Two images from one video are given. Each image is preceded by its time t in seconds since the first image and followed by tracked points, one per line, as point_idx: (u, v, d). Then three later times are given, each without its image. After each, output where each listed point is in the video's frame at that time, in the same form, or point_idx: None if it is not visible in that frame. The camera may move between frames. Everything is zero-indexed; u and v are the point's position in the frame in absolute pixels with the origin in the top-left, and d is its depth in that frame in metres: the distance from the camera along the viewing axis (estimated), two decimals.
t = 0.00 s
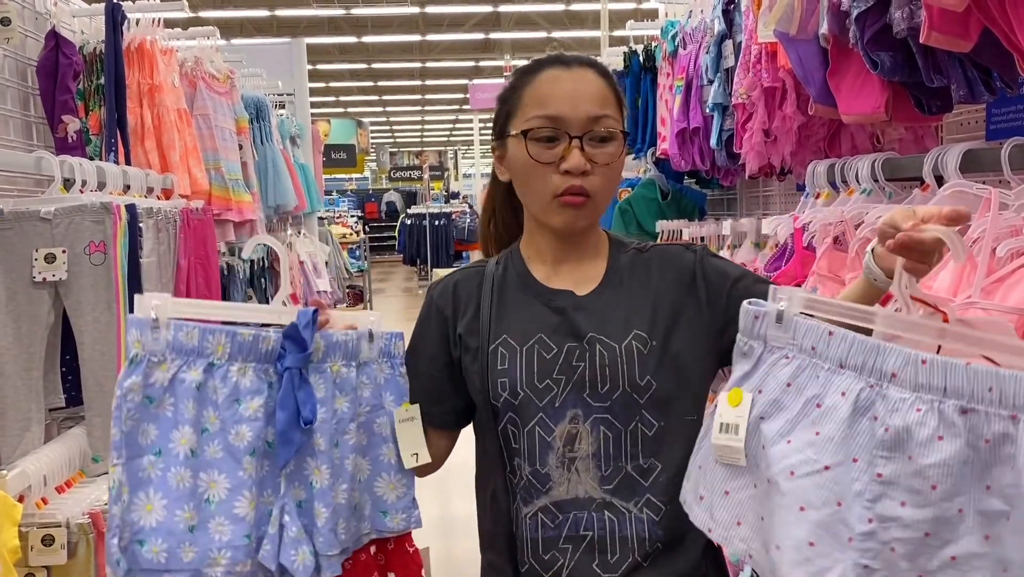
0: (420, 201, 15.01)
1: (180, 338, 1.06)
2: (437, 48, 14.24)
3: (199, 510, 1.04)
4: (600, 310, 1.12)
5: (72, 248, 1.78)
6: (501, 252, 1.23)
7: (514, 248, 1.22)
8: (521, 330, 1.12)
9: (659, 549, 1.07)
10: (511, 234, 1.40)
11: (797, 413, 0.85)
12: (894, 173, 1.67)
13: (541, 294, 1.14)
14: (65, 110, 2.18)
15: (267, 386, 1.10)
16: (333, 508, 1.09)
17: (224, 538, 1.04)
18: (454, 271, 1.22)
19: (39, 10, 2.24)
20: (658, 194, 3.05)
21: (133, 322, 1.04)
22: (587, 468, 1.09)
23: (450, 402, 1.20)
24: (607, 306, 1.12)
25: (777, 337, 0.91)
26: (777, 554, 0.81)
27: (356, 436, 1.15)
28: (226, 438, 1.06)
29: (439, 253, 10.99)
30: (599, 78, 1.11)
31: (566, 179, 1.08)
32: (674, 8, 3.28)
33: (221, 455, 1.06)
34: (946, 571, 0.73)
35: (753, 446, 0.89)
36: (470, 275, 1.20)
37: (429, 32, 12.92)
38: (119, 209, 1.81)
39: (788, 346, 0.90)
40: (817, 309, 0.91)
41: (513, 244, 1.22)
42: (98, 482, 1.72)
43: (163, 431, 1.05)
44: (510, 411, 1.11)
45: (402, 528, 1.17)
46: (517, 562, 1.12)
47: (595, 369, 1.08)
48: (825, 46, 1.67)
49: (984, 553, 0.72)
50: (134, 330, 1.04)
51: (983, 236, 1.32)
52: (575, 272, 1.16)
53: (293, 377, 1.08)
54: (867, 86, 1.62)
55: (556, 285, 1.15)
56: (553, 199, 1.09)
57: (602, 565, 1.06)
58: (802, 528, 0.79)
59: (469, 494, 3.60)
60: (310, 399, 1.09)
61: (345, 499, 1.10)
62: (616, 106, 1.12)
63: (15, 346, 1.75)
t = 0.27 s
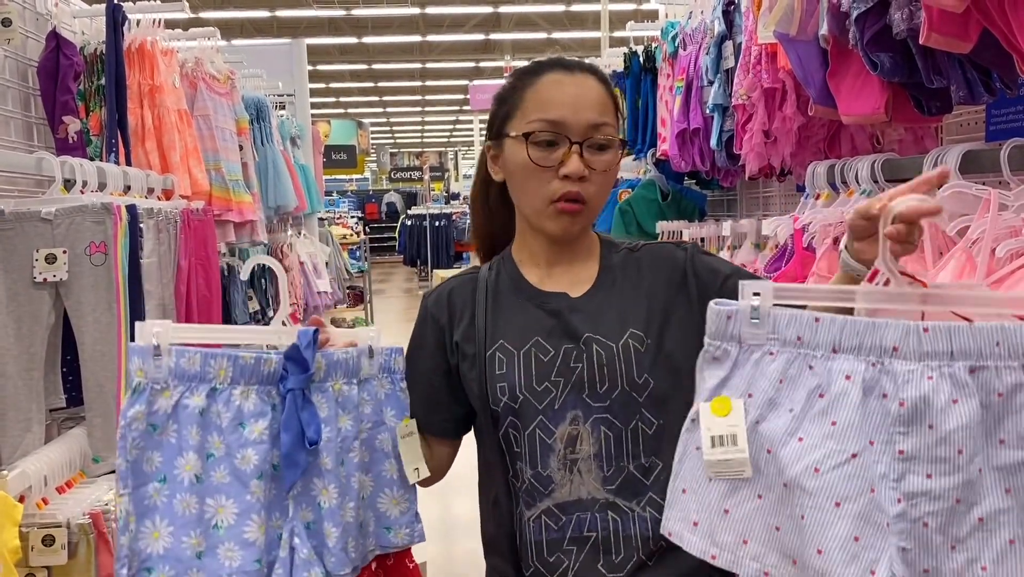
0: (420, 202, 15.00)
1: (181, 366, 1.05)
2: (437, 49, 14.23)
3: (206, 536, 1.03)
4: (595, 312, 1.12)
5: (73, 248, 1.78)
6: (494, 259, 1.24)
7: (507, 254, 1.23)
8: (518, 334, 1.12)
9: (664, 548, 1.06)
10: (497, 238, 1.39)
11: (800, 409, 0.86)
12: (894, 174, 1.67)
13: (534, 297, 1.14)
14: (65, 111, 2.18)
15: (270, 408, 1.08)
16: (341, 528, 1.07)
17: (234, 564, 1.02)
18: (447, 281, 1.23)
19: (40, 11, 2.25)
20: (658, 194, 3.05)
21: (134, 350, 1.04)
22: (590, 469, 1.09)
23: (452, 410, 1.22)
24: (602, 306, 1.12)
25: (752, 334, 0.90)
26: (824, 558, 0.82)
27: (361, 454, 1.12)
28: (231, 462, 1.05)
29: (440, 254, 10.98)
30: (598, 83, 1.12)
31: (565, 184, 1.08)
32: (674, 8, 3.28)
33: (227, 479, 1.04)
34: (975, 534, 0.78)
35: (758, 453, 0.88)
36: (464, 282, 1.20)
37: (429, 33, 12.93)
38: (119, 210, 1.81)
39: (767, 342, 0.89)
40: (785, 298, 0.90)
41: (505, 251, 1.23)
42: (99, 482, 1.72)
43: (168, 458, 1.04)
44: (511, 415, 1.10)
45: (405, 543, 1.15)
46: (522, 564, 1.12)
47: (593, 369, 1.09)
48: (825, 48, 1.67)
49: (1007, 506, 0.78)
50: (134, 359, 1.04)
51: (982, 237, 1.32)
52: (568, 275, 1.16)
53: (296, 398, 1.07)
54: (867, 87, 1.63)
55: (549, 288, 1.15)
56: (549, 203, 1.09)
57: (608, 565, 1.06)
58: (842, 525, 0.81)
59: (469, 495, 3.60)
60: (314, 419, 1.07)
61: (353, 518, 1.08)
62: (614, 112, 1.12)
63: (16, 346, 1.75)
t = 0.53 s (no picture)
0: (420, 202, 15.00)
1: (183, 376, 1.06)
2: (438, 49, 14.23)
3: (211, 545, 1.03)
4: (595, 313, 1.12)
5: (73, 249, 1.78)
6: (493, 261, 1.24)
7: (505, 257, 1.23)
8: (517, 336, 1.12)
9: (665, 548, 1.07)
10: (495, 237, 1.39)
11: (791, 391, 0.86)
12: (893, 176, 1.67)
13: (534, 299, 1.14)
14: (66, 111, 2.18)
15: (272, 416, 1.09)
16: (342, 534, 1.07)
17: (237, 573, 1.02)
18: (446, 284, 1.22)
19: (40, 12, 2.25)
20: (657, 195, 3.05)
21: (137, 360, 1.05)
22: (590, 469, 1.09)
23: (452, 412, 1.21)
24: (601, 307, 1.12)
25: (746, 314, 0.88)
26: (813, 540, 0.83)
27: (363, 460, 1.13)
28: (235, 470, 1.05)
29: (440, 255, 10.99)
30: (598, 88, 1.12)
31: (565, 186, 1.08)
32: (674, 9, 3.28)
33: (231, 488, 1.04)
34: (932, 504, 0.84)
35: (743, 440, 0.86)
36: (462, 286, 1.20)
37: (430, 33, 12.93)
38: (120, 210, 1.81)
39: (761, 322, 0.88)
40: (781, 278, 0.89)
41: (504, 253, 1.23)
42: (99, 482, 1.72)
43: (172, 467, 1.04)
44: (511, 416, 1.11)
45: (406, 548, 1.16)
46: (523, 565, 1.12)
47: (593, 370, 1.09)
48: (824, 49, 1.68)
49: (959, 477, 0.84)
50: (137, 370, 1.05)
51: (981, 238, 1.32)
52: (567, 276, 1.16)
53: (297, 406, 1.08)
54: (867, 88, 1.63)
55: (548, 289, 1.15)
56: (549, 205, 1.10)
57: (609, 565, 1.06)
58: (833, 508, 0.82)
59: (469, 495, 3.60)
60: (315, 428, 1.08)
61: (354, 524, 1.09)
62: (614, 116, 1.13)
63: (17, 347, 1.75)
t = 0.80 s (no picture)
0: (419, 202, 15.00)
1: (155, 370, 1.04)
2: (437, 48, 14.22)
3: (200, 533, 1.00)
4: (595, 312, 1.12)
5: (73, 248, 1.78)
6: (493, 260, 1.24)
7: (505, 256, 1.23)
8: (516, 334, 1.12)
9: (662, 548, 1.07)
10: (499, 236, 1.39)
11: (800, 392, 0.87)
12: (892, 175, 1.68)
13: (533, 298, 1.14)
14: (65, 110, 2.18)
15: (250, 403, 1.06)
16: (333, 517, 1.04)
17: (226, 560, 0.99)
18: (445, 282, 1.23)
19: (40, 11, 2.24)
20: (657, 194, 3.05)
21: (104, 359, 1.02)
22: (587, 468, 1.09)
23: (450, 412, 1.22)
24: (600, 307, 1.13)
25: (763, 316, 0.87)
26: (792, 531, 0.86)
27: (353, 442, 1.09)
28: (216, 458, 1.02)
29: (439, 254, 10.99)
30: (599, 88, 1.12)
31: (564, 186, 1.08)
32: (674, 8, 3.29)
33: (214, 475, 1.02)
34: (912, 498, 0.88)
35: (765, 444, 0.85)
36: (462, 283, 1.21)
37: (429, 32, 12.92)
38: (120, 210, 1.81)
39: (776, 324, 0.87)
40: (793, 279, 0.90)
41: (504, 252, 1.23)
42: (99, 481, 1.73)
43: (151, 459, 1.01)
44: (509, 414, 1.11)
45: (414, 529, 1.13)
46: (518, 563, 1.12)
47: (591, 369, 1.09)
48: (824, 48, 1.68)
49: (940, 473, 0.88)
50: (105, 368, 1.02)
51: (980, 238, 1.33)
52: (566, 276, 1.17)
53: (272, 392, 1.05)
54: (866, 88, 1.63)
55: (548, 289, 1.16)
56: (547, 205, 1.10)
57: (606, 565, 1.07)
58: (815, 503, 0.84)
59: (468, 494, 3.60)
60: (292, 412, 1.04)
61: (347, 507, 1.06)
62: (615, 116, 1.13)
63: (16, 346, 1.76)
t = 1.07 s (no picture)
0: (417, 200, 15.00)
1: (138, 351, 1.03)
2: (434, 46, 14.21)
3: (191, 497, 0.99)
4: (595, 310, 1.12)
5: (70, 245, 1.78)
6: (493, 255, 1.24)
7: (506, 251, 1.23)
8: (516, 331, 1.12)
9: (660, 546, 1.07)
10: (501, 234, 1.41)
11: (797, 398, 0.90)
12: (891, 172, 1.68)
13: (534, 295, 1.14)
14: (62, 107, 2.17)
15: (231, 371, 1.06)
16: (322, 467, 1.01)
17: (220, 518, 0.99)
18: (444, 277, 1.22)
19: (37, 8, 2.24)
20: (655, 192, 3.05)
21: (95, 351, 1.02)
22: (586, 466, 1.09)
23: (446, 405, 1.21)
24: (600, 305, 1.13)
25: (749, 323, 0.91)
26: (821, 545, 0.87)
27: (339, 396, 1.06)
28: (202, 427, 1.02)
29: (437, 252, 10.99)
30: (601, 83, 1.11)
31: (563, 183, 1.08)
32: (672, 6, 3.29)
33: (201, 443, 1.02)
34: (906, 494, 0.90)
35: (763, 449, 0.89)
36: (462, 278, 1.20)
37: (427, 30, 12.91)
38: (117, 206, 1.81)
39: (764, 330, 0.91)
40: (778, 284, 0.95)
41: (505, 248, 1.23)
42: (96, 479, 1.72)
43: (142, 434, 1.01)
44: (508, 412, 1.11)
45: (428, 481, 1.06)
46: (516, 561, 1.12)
47: (591, 367, 1.09)
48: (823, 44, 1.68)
49: (930, 468, 0.91)
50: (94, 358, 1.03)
51: (979, 234, 1.33)
52: (567, 273, 1.16)
53: (244, 353, 1.05)
54: (865, 84, 1.63)
55: (548, 286, 1.15)
56: (547, 200, 1.10)
57: (603, 563, 1.06)
58: (839, 511, 0.86)
59: (466, 491, 3.60)
60: (265, 370, 1.04)
61: (339, 459, 1.02)
62: (618, 113, 1.12)
63: (14, 343, 1.75)
